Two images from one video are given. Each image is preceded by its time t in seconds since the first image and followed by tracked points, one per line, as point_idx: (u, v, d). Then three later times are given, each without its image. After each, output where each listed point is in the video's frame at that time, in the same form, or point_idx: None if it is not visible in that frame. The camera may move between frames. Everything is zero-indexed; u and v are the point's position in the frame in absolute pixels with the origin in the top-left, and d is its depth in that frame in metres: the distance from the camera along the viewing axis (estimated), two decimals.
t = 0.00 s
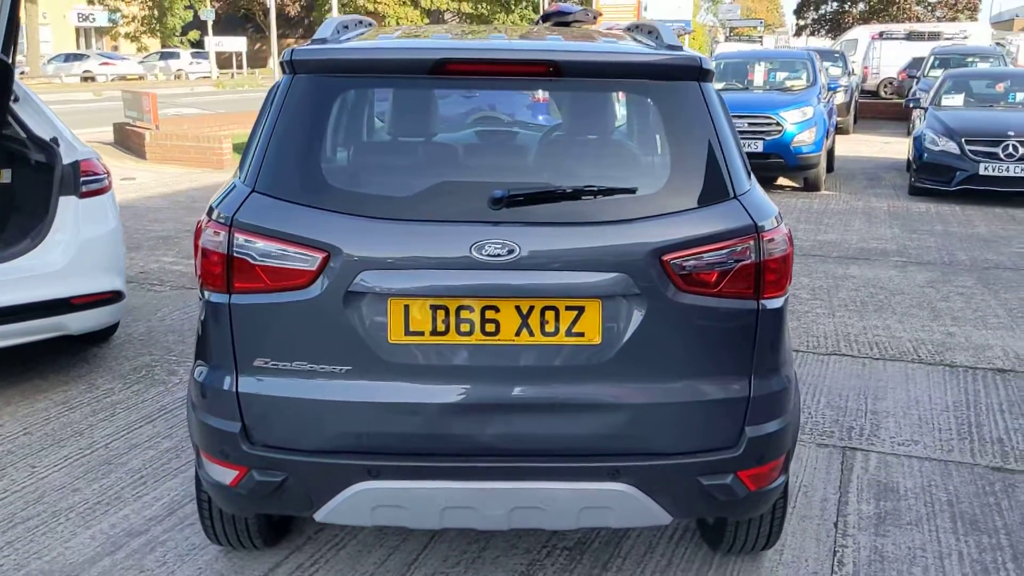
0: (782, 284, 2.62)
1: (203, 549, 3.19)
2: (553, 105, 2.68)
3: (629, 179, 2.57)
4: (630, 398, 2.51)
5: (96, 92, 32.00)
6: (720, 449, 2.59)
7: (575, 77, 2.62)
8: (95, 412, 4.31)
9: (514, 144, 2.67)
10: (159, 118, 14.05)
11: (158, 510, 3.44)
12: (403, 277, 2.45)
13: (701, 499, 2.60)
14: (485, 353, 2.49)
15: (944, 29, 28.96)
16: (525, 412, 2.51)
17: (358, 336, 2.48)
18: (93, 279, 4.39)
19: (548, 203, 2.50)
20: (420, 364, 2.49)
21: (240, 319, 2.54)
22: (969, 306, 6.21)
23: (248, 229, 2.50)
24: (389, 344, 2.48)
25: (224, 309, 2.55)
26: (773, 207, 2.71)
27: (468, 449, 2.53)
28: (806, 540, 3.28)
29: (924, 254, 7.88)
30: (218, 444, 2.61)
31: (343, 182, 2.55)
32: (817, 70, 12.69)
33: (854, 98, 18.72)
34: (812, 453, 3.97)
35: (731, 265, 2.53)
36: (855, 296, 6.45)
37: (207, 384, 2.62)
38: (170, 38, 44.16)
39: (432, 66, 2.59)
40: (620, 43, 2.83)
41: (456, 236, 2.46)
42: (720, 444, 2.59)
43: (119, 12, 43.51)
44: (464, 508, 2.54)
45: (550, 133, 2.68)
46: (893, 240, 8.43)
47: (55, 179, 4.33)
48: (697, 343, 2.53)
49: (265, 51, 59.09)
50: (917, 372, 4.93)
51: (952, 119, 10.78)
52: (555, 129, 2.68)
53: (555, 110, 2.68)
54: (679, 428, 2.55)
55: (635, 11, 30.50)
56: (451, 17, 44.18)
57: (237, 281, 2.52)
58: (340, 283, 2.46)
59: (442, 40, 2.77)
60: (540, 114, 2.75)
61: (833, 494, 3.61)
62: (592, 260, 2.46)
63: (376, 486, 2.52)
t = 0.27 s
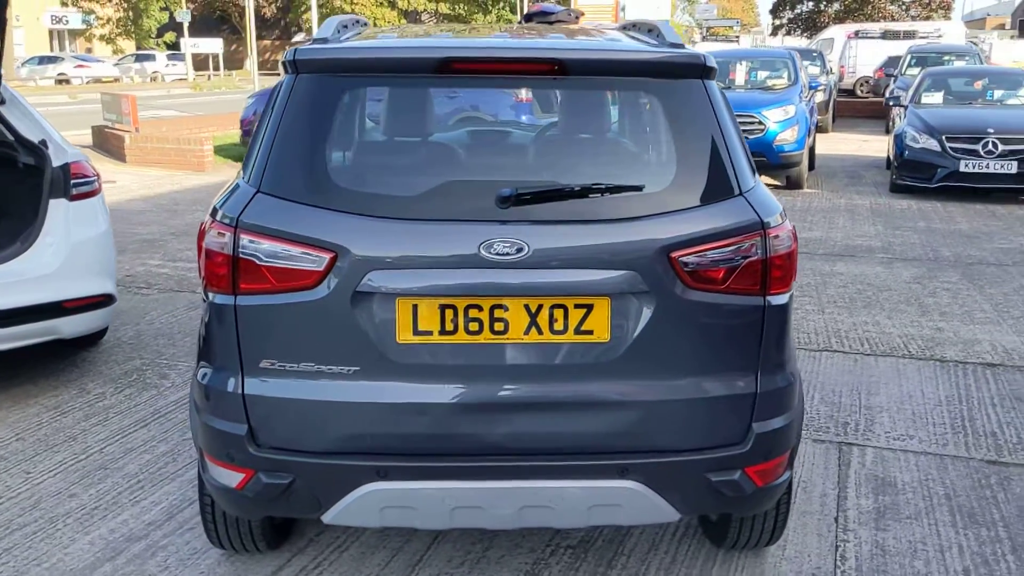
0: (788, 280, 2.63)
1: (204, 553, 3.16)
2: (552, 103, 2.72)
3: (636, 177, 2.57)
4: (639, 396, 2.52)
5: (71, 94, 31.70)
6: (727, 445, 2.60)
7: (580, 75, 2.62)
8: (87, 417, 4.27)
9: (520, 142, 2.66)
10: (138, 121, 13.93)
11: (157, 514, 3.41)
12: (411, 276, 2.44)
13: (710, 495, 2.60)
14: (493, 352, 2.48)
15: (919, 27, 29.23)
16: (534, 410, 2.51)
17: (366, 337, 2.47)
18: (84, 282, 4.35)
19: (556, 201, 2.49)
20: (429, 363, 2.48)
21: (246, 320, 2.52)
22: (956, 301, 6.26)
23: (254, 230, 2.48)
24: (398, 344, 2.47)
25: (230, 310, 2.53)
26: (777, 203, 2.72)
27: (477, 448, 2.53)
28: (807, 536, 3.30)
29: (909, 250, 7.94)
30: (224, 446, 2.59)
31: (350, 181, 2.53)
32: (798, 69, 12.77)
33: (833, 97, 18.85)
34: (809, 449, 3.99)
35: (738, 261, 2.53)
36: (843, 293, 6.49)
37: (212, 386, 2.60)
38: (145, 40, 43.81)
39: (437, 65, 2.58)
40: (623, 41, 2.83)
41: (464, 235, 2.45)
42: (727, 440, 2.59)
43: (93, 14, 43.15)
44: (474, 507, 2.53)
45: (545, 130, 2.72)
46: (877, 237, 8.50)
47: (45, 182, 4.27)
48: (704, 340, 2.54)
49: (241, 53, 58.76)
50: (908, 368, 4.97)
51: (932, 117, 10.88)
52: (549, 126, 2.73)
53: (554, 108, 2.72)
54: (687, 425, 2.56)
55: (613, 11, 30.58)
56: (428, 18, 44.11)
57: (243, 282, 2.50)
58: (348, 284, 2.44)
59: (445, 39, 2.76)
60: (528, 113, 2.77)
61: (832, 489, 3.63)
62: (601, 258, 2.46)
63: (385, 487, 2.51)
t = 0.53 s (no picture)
0: (793, 279, 2.64)
1: (207, 557, 3.15)
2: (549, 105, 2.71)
3: (643, 178, 2.58)
4: (647, 395, 2.53)
5: (47, 98, 31.41)
6: (734, 443, 2.61)
7: (586, 76, 2.63)
8: (81, 423, 4.23)
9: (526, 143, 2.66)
10: (119, 125, 13.83)
11: (157, 520, 3.39)
12: (420, 278, 2.44)
13: (717, 494, 2.62)
14: (503, 353, 2.49)
15: (895, 29, 29.49)
16: (543, 411, 2.51)
17: (375, 339, 2.46)
18: (77, 287, 4.31)
19: (564, 202, 2.50)
20: (438, 365, 2.48)
21: (253, 323, 2.51)
22: (943, 300, 6.32)
23: (261, 233, 2.47)
24: (407, 346, 2.47)
25: (237, 314, 2.52)
26: (781, 203, 2.73)
27: (486, 449, 2.53)
28: (808, 533, 3.32)
29: (894, 250, 8.01)
30: (231, 450, 2.58)
31: (358, 183, 2.53)
32: (780, 71, 12.85)
33: (812, 98, 18.99)
34: (806, 447, 4.02)
35: (744, 261, 2.55)
36: (831, 292, 6.54)
37: (218, 390, 2.58)
38: (122, 43, 43.51)
39: (443, 67, 2.58)
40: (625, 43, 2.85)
41: (473, 236, 2.45)
42: (734, 439, 2.61)
43: (69, 17, 42.80)
44: (483, 509, 2.54)
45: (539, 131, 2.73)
46: (862, 237, 8.57)
47: (36, 186, 4.23)
48: (711, 339, 2.55)
49: (219, 56, 58.45)
50: (899, 366, 5.01)
51: (913, 117, 10.98)
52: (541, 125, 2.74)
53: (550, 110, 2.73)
54: (695, 424, 2.57)
55: (593, 13, 30.68)
56: (408, 20, 44.07)
57: (250, 285, 2.49)
58: (357, 286, 2.44)
59: (449, 41, 2.77)
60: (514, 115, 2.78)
61: (831, 487, 3.66)
62: (609, 258, 2.47)
63: (394, 489, 2.50)
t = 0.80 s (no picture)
0: (801, 276, 2.67)
1: (215, 558, 3.14)
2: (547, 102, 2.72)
3: (654, 176, 2.60)
4: (659, 393, 2.54)
5: (31, 100, 31.20)
6: (745, 440, 2.63)
7: (596, 76, 2.65)
8: (82, 425, 4.22)
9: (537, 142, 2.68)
10: (107, 126, 13.77)
11: (163, 522, 3.38)
12: (433, 277, 2.45)
13: (728, 490, 2.63)
14: (516, 351, 2.50)
15: (880, 29, 29.66)
16: (555, 409, 2.53)
17: (388, 338, 2.47)
18: (76, 289, 4.29)
19: (575, 201, 2.51)
20: (451, 364, 2.49)
21: (266, 323, 2.51)
22: (937, 297, 6.37)
23: (274, 233, 2.48)
24: (420, 345, 2.48)
25: (250, 314, 2.52)
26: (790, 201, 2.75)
27: (499, 448, 2.54)
28: (813, 529, 3.34)
29: (886, 248, 8.07)
30: (243, 451, 2.58)
31: (371, 183, 2.53)
32: (769, 71, 12.92)
33: (800, 98, 19.07)
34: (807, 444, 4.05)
35: (754, 258, 2.57)
36: (825, 290, 6.58)
37: (230, 390, 2.58)
38: (107, 45, 43.28)
39: (454, 67, 2.59)
40: (633, 42, 2.86)
41: (486, 235, 2.46)
42: (744, 436, 2.63)
43: (53, 19, 42.55)
44: (496, 506, 2.55)
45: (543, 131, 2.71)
46: (854, 235, 8.62)
47: (35, 188, 4.21)
48: (722, 336, 2.57)
49: (203, 57, 58.21)
50: (896, 363, 5.05)
51: (902, 117, 11.05)
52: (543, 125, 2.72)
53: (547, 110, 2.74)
54: (706, 421, 2.58)
55: (580, 13, 30.71)
56: (394, 21, 44.02)
57: (263, 285, 2.49)
58: (371, 285, 2.45)
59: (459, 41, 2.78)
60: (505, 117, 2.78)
61: (833, 483, 3.69)
62: (621, 257, 2.48)
63: (407, 488, 2.51)
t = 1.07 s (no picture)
0: (813, 273, 2.69)
1: (227, 556, 3.15)
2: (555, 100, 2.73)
3: (667, 175, 2.62)
4: (673, 389, 2.57)
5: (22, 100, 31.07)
6: (757, 436, 2.65)
7: (608, 76, 2.67)
8: (88, 424, 4.22)
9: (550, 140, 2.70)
10: (101, 126, 13.73)
11: (174, 520, 3.39)
12: (449, 275, 2.47)
13: (740, 486, 2.66)
14: (532, 348, 2.52)
15: (872, 29, 29.76)
16: (570, 406, 2.55)
17: (405, 336, 2.49)
18: (82, 288, 4.29)
19: (590, 199, 2.53)
20: (468, 361, 2.51)
21: (283, 322, 2.53)
22: (934, 295, 6.41)
23: (291, 231, 2.49)
24: (436, 342, 2.49)
25: (267, 312, 2.54)
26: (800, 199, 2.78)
27: (515, 444, 2.56)
28: (821, 525, 3.36)
29: (882, 246, 8.11)
30: (259, 448, 2.59)
31: (387, 182, 2.55)
32: (764, 70, 12.97)
33: (793, 98, 19.14)
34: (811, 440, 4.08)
35: (766, 256, 2.60)
36: (824, 289, 6.61)
37: (246, 388, 2.60)
38: (98, 44, 43.13)
39: (468, 67, 2.61)
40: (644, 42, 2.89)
41: (502, 233, 2.48)
42: (756, 432, 2.65)
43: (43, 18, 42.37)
44: (512, 503, 2.56)
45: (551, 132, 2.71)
46: (850, 234, 8.66)
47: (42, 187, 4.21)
48: (734, 333, 2.60)
49: (194, 57, 58.06)
50: (897, 360, 5.09)
51: (896, 116, 11.11)
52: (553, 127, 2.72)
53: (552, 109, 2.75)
54: (719, 417, 2.61)
55: (572, 13, 30.73)
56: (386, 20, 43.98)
57: (280, 283, 2.51)
58: (388, 283, 2.46)
59: (472, 41, 2.80)
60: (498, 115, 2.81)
61: (839, 479, 3.72)
62: (635, 255, 2.50)
63: (424, 485, 2.53)
